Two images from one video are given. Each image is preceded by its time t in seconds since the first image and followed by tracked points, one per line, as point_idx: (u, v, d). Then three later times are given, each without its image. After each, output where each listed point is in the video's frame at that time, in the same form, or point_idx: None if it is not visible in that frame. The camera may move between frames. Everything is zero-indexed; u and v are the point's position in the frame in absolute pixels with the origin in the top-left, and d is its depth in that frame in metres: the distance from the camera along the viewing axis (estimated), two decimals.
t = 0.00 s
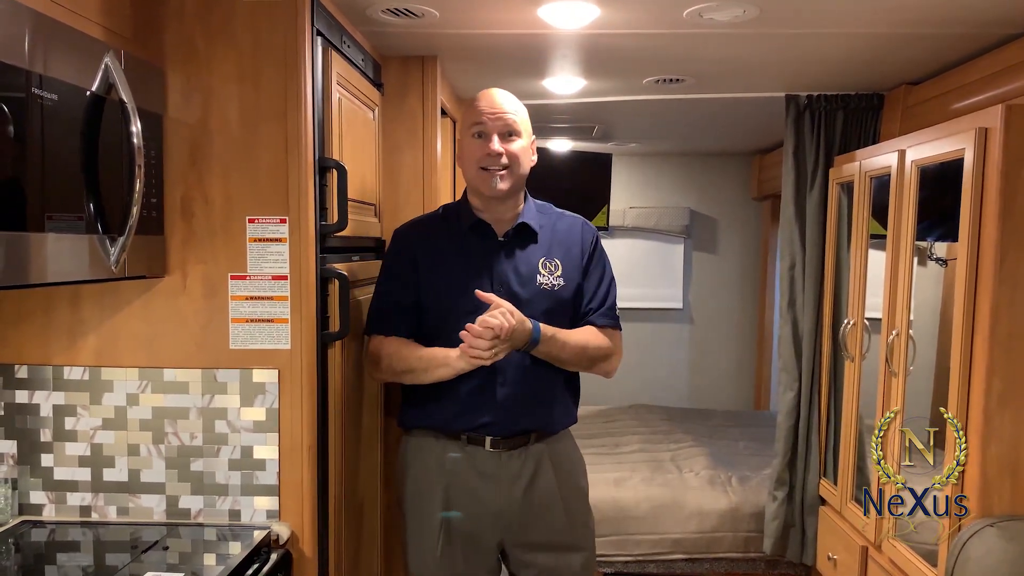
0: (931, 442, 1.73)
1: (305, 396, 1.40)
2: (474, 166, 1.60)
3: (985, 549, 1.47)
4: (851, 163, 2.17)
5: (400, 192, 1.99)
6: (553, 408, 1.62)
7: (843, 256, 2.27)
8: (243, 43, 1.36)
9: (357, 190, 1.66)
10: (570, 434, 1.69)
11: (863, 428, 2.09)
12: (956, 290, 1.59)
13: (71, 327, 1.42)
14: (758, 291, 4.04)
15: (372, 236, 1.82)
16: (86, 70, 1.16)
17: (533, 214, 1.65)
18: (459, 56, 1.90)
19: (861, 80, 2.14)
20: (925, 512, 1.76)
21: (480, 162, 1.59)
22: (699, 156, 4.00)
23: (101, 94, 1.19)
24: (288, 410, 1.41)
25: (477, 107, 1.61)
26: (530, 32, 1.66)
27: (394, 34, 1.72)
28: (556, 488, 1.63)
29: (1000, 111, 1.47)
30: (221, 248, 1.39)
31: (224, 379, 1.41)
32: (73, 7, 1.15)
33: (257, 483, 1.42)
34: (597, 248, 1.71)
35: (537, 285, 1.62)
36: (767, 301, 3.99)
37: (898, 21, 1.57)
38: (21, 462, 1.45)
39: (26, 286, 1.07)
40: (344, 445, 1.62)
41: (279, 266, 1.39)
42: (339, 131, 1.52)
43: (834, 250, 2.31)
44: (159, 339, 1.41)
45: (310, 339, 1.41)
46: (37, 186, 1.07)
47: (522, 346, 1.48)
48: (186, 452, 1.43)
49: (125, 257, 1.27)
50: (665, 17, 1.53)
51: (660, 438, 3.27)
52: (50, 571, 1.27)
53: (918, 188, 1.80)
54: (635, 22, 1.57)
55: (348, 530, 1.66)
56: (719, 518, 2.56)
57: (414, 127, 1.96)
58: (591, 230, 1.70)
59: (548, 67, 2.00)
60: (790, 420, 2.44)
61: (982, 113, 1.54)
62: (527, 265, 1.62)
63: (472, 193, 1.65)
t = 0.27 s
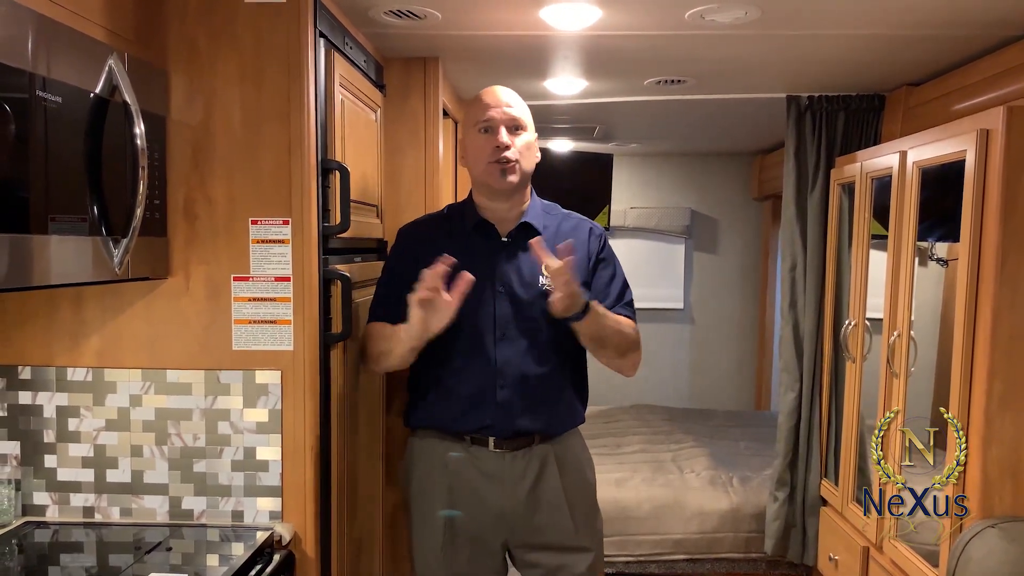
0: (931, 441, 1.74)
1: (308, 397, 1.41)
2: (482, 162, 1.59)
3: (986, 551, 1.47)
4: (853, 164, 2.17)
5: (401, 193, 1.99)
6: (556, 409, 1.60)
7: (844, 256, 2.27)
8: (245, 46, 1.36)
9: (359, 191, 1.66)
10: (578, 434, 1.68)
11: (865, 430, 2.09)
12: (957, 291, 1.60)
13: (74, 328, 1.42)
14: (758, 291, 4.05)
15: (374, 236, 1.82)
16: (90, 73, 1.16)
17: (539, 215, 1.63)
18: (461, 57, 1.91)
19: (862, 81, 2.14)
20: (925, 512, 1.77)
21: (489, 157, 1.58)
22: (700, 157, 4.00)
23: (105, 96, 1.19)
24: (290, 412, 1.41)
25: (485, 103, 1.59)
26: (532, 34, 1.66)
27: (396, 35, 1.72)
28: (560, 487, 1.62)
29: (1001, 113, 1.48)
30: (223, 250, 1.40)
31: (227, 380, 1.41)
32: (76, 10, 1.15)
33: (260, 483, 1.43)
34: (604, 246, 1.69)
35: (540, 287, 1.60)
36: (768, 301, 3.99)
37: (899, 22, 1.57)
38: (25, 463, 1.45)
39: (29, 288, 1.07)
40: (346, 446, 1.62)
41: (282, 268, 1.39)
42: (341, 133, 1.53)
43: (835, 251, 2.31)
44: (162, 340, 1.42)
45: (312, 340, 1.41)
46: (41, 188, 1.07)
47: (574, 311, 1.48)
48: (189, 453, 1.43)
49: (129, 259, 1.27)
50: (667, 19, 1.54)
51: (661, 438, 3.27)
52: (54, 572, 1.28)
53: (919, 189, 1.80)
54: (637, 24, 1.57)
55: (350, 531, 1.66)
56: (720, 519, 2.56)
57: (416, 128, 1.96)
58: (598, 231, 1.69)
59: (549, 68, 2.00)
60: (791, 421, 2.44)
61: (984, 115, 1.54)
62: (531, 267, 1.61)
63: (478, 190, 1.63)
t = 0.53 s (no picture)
0: (931, 442, 1.74)
1: (310, 399, 1.41)
2: (506, 167, 1.53)
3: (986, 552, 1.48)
4: (853, 165, 2.18)
5: (403, 194, 1.99)
6: (576, 418, 1.55)
7: (845, 257, 2.27)
8: (248, 48, 1.37)
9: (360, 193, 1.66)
10: (597, 438, 1.63)
11: (865, 430, 2.10)
12: (958, 291, 1.60)
13: (76, 329, 1.43)
14: (759, 292, 4.05)
15: (376, 237, 1.83)
16: (93, 75, 1.16)
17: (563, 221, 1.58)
18: (463, 58, 1.91)
19: (863, 82, 2.14)
20: (925, 512, 1.77)
21: (513, 163, 1.52)
22: (701, 157, 4.00)
23: (107, 98, 1.20)
24: (293, 413, 1.41)
25: (513, 108, 1.54)
26: (534, 35, 1.66)
27: (398, 37, 1.73)
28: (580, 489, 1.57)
29: (1002, 115, 1.48)
30: (225, 251, 1.40)
31: (229, 382, 1.42)
32: (79, 12, 1.15)
33: (261, 484, 1.43)
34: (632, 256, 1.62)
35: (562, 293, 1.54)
36: (768, 302, 3.99)
37: (900, 24, 1.57)
38: (27, 464, 1.45)
39: (32, 290, 1.07)
40: (348, 447, 1.62)
41: (284, 269, 1.39)
42: (343, 134, 1.53)
43: (836, 252, 2.31)
44: (165, 342, 1.42)
45: (314, 341, 1.41)
46: (44, 190, 1.07)
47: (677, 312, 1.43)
48: (191, 454, 1.43)
49: (131, 260, 1.27)
50: (669, 21, 1.54)
51: (662, 438, 3.28)
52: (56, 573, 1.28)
53: (920, 190, 1.80)
54: (639, 26, 1.58)
55: (351, 533, 1.66)
56: (720, 519, 2.57)
57: (418, 129, 1.97)
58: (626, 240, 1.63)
59: (550, 70, 2.00)
60: (792, 421, 2.45)
61: (985, 117, 1.54)
62: (553, 273, 1.55)
63: (501, 196, 1.59)
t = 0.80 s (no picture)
0: (931, 442, 1.74)
1: (311, 400, 1.41)
2: (540, 167, 1.41)
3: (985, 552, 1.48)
4: (852, 166, 2.18)
5: (403, 195, 2.00)
6: (608, 430, 1.42)
7: (844, 258, 2.28)
8: (249, 50, 1.37)
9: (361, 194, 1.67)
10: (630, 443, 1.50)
11: (865, 430, 2.10)
12: (957, 292, 1.60)
13: (78, 331, 1.43)
14: (759, 292, 4.05)
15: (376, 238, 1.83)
16: (95, 77, 1.16)
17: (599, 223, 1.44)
18: (463, 60, 1.91)
19: (863, 83, 2.15)
20: (925, 512, 1.78)
21: (547, 164, 1.41)
22: (700, 158, 4.01)
23: (109, 100, 1.20)
24: (294, 415, 1.41)
25: (567, 108, 1.41)
26: (534, 37, 1.66)
27: (399, 38, 1.73)
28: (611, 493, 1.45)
29: (1001, 116, 1.48)
30: (227, 253, 1.40)
31: (230, 383, 1.42)
32: (81, 14, 1.15)
33: (262, 485, 1.43)
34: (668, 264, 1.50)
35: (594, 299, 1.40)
36: (768, 302, 4.00)
37: (900, 26, 1.58)
38: (28, 465, 1.46)
39: (35, 291, 1.07)
40: (349, 448, 1.63)
41: (285, 270, 1.40)
42: (344, 136, 1.53)
43: (836, 253, 2.32)
44: (166, 343, 1.42)
45: (315, 342, 1.42)
46: (46, 192, 1.07)
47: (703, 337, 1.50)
48: (192, 455, 1.43)
49: (133, 262, 1.27)
50: (669, 23, 1.54)
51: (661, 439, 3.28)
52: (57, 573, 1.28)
53: (919, 191, 1.81)
54: (640, 28, 1.58)
55: (352, 534, 1.67)
56: (720, 520, 2.57)
57: (419, 130, 1.97)
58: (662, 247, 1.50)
59: (550, 71, 2.00)
60: (791, 422, 2.45)
61: (984, 118, 1.55)
62: (585, 277, 1.41)
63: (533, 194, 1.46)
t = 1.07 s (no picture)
0: (931, 441, 1.74)
1: (309, 402, 1.41)
2: (585, 169, 1.38)
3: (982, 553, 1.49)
4: (850, 167, 2.19)
5: (402, 196, 2.00)
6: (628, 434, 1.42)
7: (841, 259, 2.28)
8: (248, 52, 1.37)
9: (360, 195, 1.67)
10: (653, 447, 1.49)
11: (862, 430, 2.11)
12: (954, 293, 1.61)
13: (77, 332, 1.43)
14: (756, 292, 4.06)
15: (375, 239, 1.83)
16: (93, 79, 1.16)
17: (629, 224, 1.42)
18: (461, 61, 1.91)
19: (860, 85, 2.15)
20: (925, 512, 1.77)
21: (592, 165, 1.38)
22: (698, 158, 4.01)
23: (108, 102, 1.20)
24: (293, 416, 1.42)
25: (610, 110, 1.39)
26: (533, 38, 1.67)
27: (398, 40, 1.73)
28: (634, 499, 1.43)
29: (998, 118, 1.49)
30: (226, 254, 1.40)
31: (228, 384, 1.42)
32: (79, 16, 1.15)
33: (261, 487, 1.43)
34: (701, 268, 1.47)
35: (618, 301, 1.40)
36: (766, 302, 4.00)
37: (897, 28, 1.58)
38: (27, 466, 1.46)
39: (34, 294, 1.07)
40: (347, 450, 1.63)
41: (284, 272, 1.40)
42: (342, 137, 1.53)
43: (833, 254, 2.32)
44: (165, 344, 1.42)
45: (314, 344, 1.42)
46: (44, 195, 1.07)
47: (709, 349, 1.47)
48: (191, 456, 1.44)
49: (132, 264, 1.28)
50: (667, 25, 1.55)
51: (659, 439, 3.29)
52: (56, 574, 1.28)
53: (917, 192, 1.81)
54: (638, 30, 1.59)
55: (351, 535, 1.67)
56: (718, 520, 2.58)
57: (418, 131, 1.97)
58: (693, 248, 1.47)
59: (549, 72, 2.00)
60: (789, 422, 2.46)
61: (981, 120, 1.55)
62: (611, 280, 1.41)
63: (567, 194, 1.44)
